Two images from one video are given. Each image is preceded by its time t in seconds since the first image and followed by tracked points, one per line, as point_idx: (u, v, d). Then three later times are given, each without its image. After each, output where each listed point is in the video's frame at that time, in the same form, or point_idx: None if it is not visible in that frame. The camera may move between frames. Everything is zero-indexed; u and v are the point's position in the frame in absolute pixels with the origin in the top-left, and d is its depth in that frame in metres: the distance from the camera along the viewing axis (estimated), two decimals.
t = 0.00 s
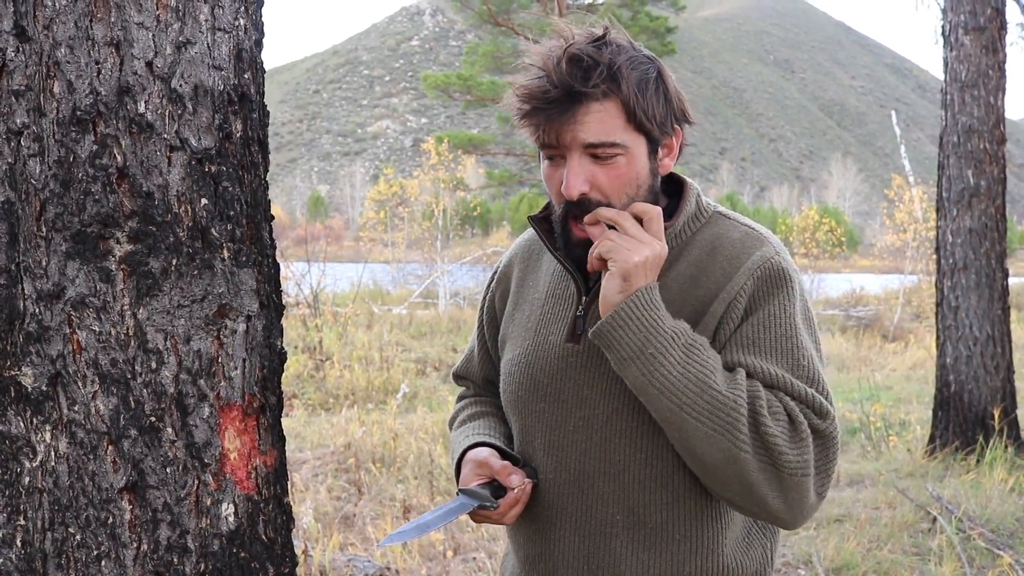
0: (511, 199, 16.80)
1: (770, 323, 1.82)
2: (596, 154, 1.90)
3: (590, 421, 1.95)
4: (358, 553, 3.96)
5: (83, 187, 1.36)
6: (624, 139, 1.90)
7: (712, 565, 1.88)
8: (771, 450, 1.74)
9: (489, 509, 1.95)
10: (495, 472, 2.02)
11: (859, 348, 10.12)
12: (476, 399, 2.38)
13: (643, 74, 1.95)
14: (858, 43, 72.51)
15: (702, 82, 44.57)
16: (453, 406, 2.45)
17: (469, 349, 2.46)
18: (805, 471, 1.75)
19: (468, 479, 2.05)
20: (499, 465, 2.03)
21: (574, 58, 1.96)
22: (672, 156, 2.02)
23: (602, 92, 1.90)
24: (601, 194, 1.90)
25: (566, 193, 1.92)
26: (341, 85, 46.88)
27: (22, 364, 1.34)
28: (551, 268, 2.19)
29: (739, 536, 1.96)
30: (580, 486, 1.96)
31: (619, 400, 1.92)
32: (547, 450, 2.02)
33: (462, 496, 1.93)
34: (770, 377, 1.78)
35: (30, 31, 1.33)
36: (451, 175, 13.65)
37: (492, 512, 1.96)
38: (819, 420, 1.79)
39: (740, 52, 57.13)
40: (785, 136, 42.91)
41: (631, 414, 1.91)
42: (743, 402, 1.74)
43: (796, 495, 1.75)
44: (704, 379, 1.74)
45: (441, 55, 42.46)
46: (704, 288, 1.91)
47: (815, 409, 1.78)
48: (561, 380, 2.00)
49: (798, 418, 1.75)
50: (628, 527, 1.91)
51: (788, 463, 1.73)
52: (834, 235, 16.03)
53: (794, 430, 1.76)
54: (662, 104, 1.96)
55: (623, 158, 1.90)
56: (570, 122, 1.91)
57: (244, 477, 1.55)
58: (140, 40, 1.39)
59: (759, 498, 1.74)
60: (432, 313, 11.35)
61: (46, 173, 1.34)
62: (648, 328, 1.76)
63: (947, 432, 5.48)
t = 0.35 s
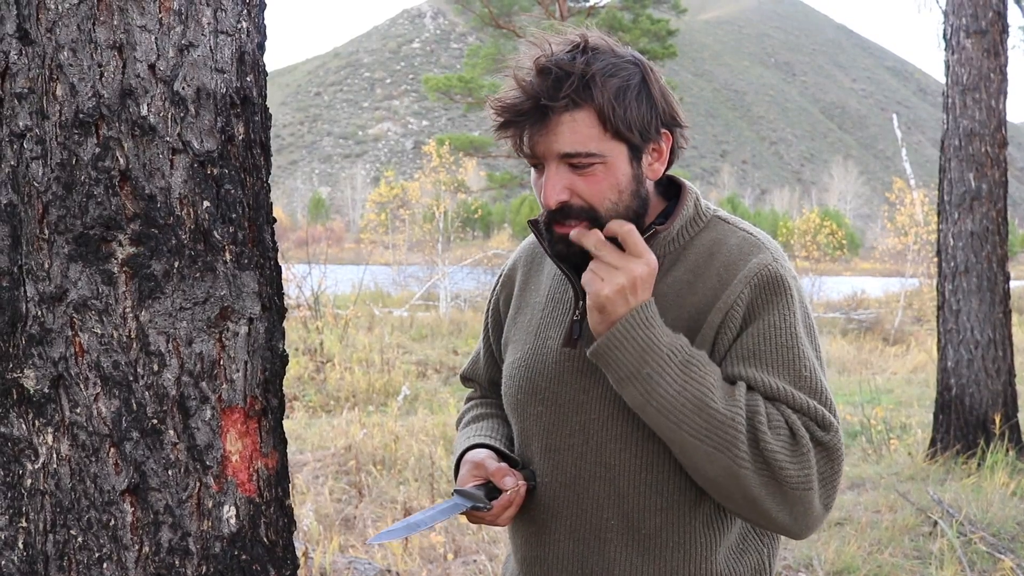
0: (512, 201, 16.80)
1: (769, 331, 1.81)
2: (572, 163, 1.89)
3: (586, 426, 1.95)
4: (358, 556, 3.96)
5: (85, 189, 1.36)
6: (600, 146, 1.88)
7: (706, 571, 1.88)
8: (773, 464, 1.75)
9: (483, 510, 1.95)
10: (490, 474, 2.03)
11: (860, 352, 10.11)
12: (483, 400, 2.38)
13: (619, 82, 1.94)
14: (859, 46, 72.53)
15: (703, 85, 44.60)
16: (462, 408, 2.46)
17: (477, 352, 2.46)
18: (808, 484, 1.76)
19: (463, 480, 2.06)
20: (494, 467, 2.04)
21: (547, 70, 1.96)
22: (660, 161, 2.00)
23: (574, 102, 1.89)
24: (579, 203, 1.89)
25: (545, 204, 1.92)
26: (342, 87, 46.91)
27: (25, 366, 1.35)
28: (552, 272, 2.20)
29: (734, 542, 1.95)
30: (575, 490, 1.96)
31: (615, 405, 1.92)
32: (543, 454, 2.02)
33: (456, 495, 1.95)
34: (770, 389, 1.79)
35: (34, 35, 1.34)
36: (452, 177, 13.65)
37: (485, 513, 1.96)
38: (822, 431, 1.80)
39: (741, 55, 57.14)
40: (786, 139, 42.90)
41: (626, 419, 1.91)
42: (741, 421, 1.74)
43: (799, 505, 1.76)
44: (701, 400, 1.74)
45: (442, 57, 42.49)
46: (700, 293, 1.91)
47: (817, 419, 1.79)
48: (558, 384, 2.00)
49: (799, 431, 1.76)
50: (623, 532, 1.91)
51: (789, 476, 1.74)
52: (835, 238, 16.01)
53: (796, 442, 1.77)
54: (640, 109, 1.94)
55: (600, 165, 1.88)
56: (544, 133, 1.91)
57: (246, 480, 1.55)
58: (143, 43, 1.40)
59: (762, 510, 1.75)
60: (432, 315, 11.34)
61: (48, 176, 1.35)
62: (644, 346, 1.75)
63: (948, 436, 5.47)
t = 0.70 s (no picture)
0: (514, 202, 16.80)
1: (791, 367, 1.81)
2: (555, 191, 1.90)
3: (588, 434, 1.96)
4: (360, 557, 3.96)
5: (87, 191, 1.36)
6: (579, 171, 1.88)
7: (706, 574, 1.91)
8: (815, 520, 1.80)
9: (469, 498, 1.97)
10: (487, 469, 2.05)
11: (861, 352, 10.11)
12: (487, 400, 2.38)
13: (592, 99, 1.92)
14: (860, 46, 72.55)
15: (704, 85, 44.60)
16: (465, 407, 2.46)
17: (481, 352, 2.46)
18: (850, 514, 1.81)
19: (458, 466, 2.08)
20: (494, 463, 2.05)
21: (517, 100, 1.94)
22: (649, 168, 1.98)
23: (548, 130, 1.88)
24: (568, 228, 1.91)
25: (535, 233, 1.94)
26: (343, 88, 46.92)
27: (27, 368, 1.34)
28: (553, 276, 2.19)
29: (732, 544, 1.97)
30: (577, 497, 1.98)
31: (616, 414, 1.93)
32: (547, 459, 2.04)
33: (447, 479, 1.97)
34: (803, 439, 1.80)
35: (35, 35, 1.34)
36: (453, 178, 13.65)
37: (471, 502, 1.98)
38: (854, 462, 1.81)
39: (742, 55, 57.14)
40: (788, 140, 42.88)
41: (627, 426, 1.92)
42: (773, 518, 1.80)
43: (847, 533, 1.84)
44: (728, 525, 1.80)
45: (444, 58, 42.51)
46: (704, 305, 1.89)
47: (852, 453, 1.80)
48: (559, 391, 2.00)
49: (833, 476, 1.79)
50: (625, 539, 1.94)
51: (833, 521, 1.80)
52: (836, 238, 15.99)
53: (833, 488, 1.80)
54: (618, 126, 1.92)
55: (584, 190, 1.89)
56: (523, 165, 1.91)
57: (248, 481, 1.55)
58: (144, 44, 1.39)
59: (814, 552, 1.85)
60: (433, 316, 11.34)
61: (50, 177, 1.34)
62: (663, 515, 1.79)
63: (951, 436, 5.47)
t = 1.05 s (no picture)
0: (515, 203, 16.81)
1: (789, 372, 1.81)
2: (563, 202, 1.89)
3: (591, 439, 1.96)
4: (361, 558, 3.96)
5: (88, 192, 1.36)
6: (587, 182, 1.87)
7: None
8: (808, 526, 1.80)
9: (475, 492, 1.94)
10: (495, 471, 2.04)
11: (863, 353, 10.10)
12: (484, 402, 2.39)
13: (601, 108, 1.90)
14: (861, 47, 72.56)
15: (705, 87, 44.62)
16: (461, 408, 2.46)
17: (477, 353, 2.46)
18: (840, 522, 1.81)
19: (467, 463, 2.07)
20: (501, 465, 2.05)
21: (525, 109, 1.91)
22: (655, 175, 1.98)
23: (557, 141, 1.86)
24: (575, 239, 1.90)
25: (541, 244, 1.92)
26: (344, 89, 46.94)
27: (27, 369, 1.35)
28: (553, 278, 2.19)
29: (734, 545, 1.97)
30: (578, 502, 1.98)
31: (619, 419, 1.93)
32: (549, 465, 2.04)
33: (457, 471, 1.96)
34: (800, 444, 1.80)
35: (36, 37, 1.34)
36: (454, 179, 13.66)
37: (477, 498, 1.95)
38: (846, 470, 1.80)
39: (743, 57, 57.17)
40: (789, 141, 42.88)
41: (630, 431, 1.92)
42: (762, 523, 1.80)
43: (839, 539, 1.84)
44: (718, 530, 1.80)
45: (445, 59, 42.54)
46: (706, 310, 1.89)
47: (848, 460, 1.80)
48: (562, 397, 2.00)
49: (823, 483, 1.78)
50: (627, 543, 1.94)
51: (825, 528, 1.81)
52: (838, 239, 15.99)
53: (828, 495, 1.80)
54: (627, 135, 1.91)
55: (592, 201, 1.88)
56: (531, 176, 1.89)
57: (249, 483, 1.55)
58: (146, 45, 1.39)
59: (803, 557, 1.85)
60: (434, 317, 11.35)
61: (51, 178, 1.35)
62: (651, 518, 1.80)
63: (952, 437, 5.47)
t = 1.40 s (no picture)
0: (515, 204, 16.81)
1: (795, 369, 1.81)
2: (574, 193, 1.89)
3: (595, 437, 1.96)
4: (361, 558, 3.95)
5: (89, 192, 1.36)
6: (600, 174, 1.87)
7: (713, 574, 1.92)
8: (814, 523, 1.80)
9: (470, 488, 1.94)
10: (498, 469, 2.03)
11: (863, 354, 10.10)
12: (482, 401, 2.39)
13: (615, 101, 1.91)
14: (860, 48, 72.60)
15: (705, 88, 44.62)
16: (458, 407, 2.46)
17: (476, 353, 2.46)
18: (847, 519, 1.81)
19: (464, 458, 2.06)
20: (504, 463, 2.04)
21: (540, 99, 1.92)
22: (663, 173, 1.99)
23: (572, 132, 1.86)
24: (585, 232, 1.90)
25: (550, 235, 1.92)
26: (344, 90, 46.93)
27: (28, 369, 1.35)
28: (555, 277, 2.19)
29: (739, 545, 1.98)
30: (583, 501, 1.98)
31: (623, 417, 1.93)
32: (553, 464, 2.04)
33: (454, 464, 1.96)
34: (807, 441, 1.80)
35: (37, 37, 1.34)
36: (454, 180, 13.66)
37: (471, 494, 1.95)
38: (853, 466, 1.81)
39: (743, 58, 57.19)
40: (789, 142, 42.89)
41: (634, 429, 1.92)
42: (771, 520, 1.80)
43: (843, 537, 1.84)
44: (728, 528, 1.80)
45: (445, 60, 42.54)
46: (712, 307, 1.89)
47: (853, 457, 1.80)
48: (566, 395, 2.00)
49: (831, 480, 1.79)
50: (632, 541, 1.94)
51: (830, 526, 1.81)
52: (837, 240, 15.99)
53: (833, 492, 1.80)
54: (639, 131, 1.92)
55: (603, 193, 1.88)
56: (543, 166, 1.89)
57: (249, 483, 1.55)
58: (146, 45, 1.39)
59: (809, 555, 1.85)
60: (434, 318, 11.35)
61: (52, 178, 1.35)
62: (662, 518, 1.79)
63: (951, 438, 5.47)
